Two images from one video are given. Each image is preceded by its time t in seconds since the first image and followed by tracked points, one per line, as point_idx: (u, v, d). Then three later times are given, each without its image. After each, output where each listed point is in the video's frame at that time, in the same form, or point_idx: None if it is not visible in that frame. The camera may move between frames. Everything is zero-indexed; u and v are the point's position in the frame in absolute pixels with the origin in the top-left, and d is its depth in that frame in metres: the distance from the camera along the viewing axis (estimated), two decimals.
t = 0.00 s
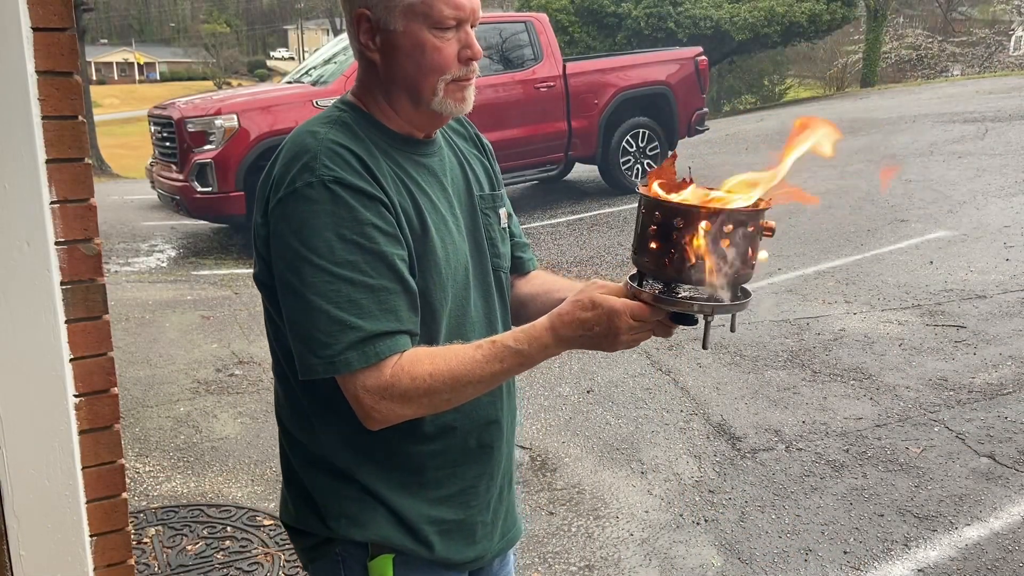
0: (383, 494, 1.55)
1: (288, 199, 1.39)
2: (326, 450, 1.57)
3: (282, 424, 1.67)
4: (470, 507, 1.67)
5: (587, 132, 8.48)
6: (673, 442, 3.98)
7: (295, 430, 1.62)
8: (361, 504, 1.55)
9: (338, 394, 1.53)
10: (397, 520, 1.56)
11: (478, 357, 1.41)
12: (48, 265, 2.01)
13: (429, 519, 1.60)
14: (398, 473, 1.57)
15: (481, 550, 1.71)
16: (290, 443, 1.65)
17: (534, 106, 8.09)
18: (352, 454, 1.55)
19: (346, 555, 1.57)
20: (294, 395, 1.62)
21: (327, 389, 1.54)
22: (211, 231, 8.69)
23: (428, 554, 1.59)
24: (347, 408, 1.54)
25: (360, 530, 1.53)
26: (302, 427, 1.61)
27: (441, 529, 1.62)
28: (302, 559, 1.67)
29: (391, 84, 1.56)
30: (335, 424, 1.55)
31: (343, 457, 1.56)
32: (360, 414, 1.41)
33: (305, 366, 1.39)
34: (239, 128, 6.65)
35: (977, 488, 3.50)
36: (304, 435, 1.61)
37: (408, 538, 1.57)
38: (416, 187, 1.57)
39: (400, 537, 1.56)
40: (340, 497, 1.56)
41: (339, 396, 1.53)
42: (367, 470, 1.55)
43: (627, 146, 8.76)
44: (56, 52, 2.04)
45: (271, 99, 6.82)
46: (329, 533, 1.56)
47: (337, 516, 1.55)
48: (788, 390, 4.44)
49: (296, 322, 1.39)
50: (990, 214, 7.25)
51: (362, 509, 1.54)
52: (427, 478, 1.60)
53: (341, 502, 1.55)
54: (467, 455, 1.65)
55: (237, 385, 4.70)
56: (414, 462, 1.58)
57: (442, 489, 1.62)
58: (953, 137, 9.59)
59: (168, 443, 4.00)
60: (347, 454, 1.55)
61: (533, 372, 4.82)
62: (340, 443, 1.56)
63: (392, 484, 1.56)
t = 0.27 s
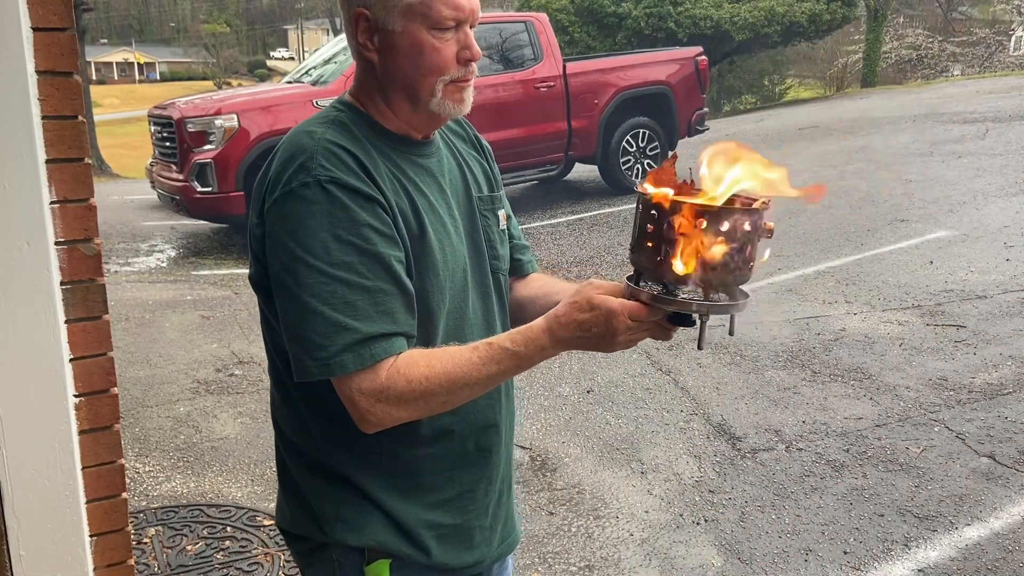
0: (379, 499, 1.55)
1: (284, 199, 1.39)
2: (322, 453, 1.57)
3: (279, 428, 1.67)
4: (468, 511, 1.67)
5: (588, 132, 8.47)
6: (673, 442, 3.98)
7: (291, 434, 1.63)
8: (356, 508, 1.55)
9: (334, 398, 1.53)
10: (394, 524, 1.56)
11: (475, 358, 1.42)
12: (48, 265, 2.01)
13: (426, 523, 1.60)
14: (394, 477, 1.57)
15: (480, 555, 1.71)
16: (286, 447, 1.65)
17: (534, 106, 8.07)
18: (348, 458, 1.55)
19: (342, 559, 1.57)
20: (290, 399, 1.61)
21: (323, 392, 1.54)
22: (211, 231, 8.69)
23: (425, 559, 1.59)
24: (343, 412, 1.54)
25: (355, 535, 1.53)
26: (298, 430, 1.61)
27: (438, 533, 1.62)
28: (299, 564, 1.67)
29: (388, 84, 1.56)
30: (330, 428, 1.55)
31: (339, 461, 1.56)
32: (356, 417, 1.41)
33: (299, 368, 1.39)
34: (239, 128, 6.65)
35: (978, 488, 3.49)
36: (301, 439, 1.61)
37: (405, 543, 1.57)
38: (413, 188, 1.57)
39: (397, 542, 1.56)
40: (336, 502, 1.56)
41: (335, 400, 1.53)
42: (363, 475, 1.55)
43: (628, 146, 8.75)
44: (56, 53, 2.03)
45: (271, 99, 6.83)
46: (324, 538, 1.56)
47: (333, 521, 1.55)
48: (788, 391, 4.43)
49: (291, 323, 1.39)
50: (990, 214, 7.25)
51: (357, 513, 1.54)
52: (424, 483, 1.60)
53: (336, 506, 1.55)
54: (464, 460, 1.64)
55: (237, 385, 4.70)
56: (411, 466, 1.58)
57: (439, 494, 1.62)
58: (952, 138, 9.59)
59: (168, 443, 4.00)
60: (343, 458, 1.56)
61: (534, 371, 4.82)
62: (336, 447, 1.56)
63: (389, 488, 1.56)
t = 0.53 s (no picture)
0: (375, 505, 1.54)
1: (281, 201, 1.38)
2: (318, 459, 1.57)
3: (274, 433, 1.67)
4: (464, 517, 1.67)
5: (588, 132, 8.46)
6: (673, 442, 3.98)
7: (286, 440, 1.62)
8: (352, 515, 1.55)
9: (330, 403, 1.53)
10: (389, 531, 1.56)
11: (473, 360, 1.42)
12: (48, 265, 2.00)
13: (422, 530, 1.60)
14: (390, 484, 1.57)
15: (476, 562, 1.70)
16: (281, 452, 1.65)
17: (534, 106, 8.06)
18: (344, 464, 1.55)
19: (339, 565, 1.57)
20: (287, 404, 1.61)
21: (319, 397, 1.54)
22: (211, 231, 8.69)
23: (421, 566, 1.59)
24: (339, 417, 1.53)
25: (350, 542, 1.53)
26: (294, 436, 1.61)
27: (434, 540, 1.62)
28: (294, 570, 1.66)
29: (387, 85, 1.56)
30: (326, 433, 1.55)
31: (334, 467, 1.55)
32: (353, 423, 1.40)
33: (295, 372, 1.38)
34: (239, 128, 6.65)
35: (978, 488, 3.49)
36: (296, 446, 1.61)
37: (400, 550, 1.56)
38: (410, 190, 1.57)
39: (392, 548, 1.55)
40: (332, 508, 1.56)
41: (332, 405, 1.53)
42: (359, 481, 1.55)
43: (628, 146, 8.74)
44: (56, 53, 2.03)
45: (272, 99, 6.82)
46: (319, 545, 1.56)
47: (328, 528, 1.55)
48: (788, 391, 4.43)
49: (287, 328, 1.38)
50: (990, 214, 7.25)
51: (352, 520, 1.54)
52: (421, 489, 1.60)
53: (332, 513, 1.55)
54: (460, 466, 1.64)
55: (237, 385, 4.70)
56: (407, 472, 1.57)
57: (436, 500, 1.62)
58: (952, 138, 9.59)
59: (168, 443, 4.01)
60: (338, 465, 1.55)
61: (533, 372, 4.82)
62: (332, 453, 1.55)
63: (385, 495, 1.56)
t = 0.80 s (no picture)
0: (369, 513, 1.54)
1: (278, 206, 1.37)
2: (312, 466, 1.56)
3: (267, 439, 1.66)
4: (460, 525, 1.67)
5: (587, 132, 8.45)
6: (673, 442, 3.98)
7: (279, 447, 1.62)
8: (346, 524, 1.54)
9: (325, 410, 1.52)
10: (384, 539, 1.56)
11: (473, 366, 1.41)
12: (48, 265, 2.00)
13: (417, 538, 1.59)
14: (385, 492, 1.56)
15: (471, 569, 1.70)
16: (274, 459, 1.64)
17: (533, 105, 8.05)
18: (338, 474, 1.54)
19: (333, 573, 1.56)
20: (280, 410, 1.60)
21: (313, 404, 1.53)
22: (211, 231, 8.69)
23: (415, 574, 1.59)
24: (334, 426, 1.53)
25: (345, 550, 1.53)
26: (287, 444, 1.60)
27: (429, 548, 1.62)
28: None
29: (385, 88, 1.56)
30: (320, 440, 1.54)
31: (328, 476, 1.55)
32: (351, 430, 1.40)
33: (293, 380, 1.37)
34: (239, 128, 6.65)
35: (977, 488, 3.49)
36: (289, 453, 1.60)
37: (395, 558, 1.56)
38: (408, 194, 1.56)
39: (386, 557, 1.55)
40: (326, 516, 1.55)
41: (327, 412, 1.52)
42: (354, 489, 1.54)
43: (628, 146, 8.74)
44: (56, 53, 2.03)
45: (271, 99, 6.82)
46: (313, 553, 1.56)
47: (322, 536, 1.55)
48: (788, 391, 4.43)
49: (284, 334, 1.37)
50: (990, 214, 7.25)
51: (347, 528, 1.54)
52: (416, 497, 1.59)
53: (326, 521, 1.55)
54: (455, 474, 1.64)
55: (237, 385, 4.70)
56: (402, 480, 1.57)
57: (431, 508, 1.62)
58: (952, 138, 9.59)
59: (168, 443, 4.01)
60: (332, 474, 1.55)
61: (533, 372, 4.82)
62: (327, 461, 1.55)
63: (381, 503, 1.56)
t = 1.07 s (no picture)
0: (364, 522, 1.54)
1: (277, 214, 1.36)
2: (305, 474, 1.55)
3: (259, 446, 1.65)
4: (454, 535, 1.67)
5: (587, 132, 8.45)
6: (673, 442, 3.98)
7: (271, 454, 1.61)
8: (339, 532, 1.54)
9: (320, 418, 1.51)
10: (378, 548, 1.56)
11: (475, 373, 1.42)
12: (48, 264, 2.01)
13: (411, 547, 1.59)
14: (379, 501, 1.56)
15: None
16: (266, 466, 1.63)
17: (533, 106, 8.05)
18: (331, 483, 1.54)
19: None
20: (273, 417, 1.59)
21: (308, 412, 1.52)
22: (211, 231, 8.70)
23: None
24: (328, 434, 1.52)
25: (337, 558, 1.52)
26: (280, 452, 1.59)
27: (423, 557, 1.62)
28: None
29: (384, 94, 1.56)
30: (314, 448, 1.54)
31: (322, 485, 1.54)
32: (351, 439, 1.39)
33: (292, 390, 1.36)
34: (239, 128, 6.65)
35: (978, 488, 3.49)
36: (280, 461, 1.59)
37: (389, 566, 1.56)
38: (406, 202, 1.56)
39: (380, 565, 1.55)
40: (318, 524, 1.54)
41: (321, 420, 1.52)
42: (348, 498, 1.54)
43: (628, 146, 8.69)
44: (56, 52, 2.03)
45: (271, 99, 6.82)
46: (305, 560, 1.55)
47: (314, 544, 1.54)
48: (788, 391, 4.43)
49: (282, 343, 1.36)
50: (990, 214, 7.25)
51: (340, 536, 1.53)
52: (410, 505, 1.59)
53: (319, 528, 1.54)
54: (450, 483, 1.64)
55: (237, 385, 4.70)
56: (397, 489, 1.57)
57: (425, 516, 1.62)
58: (952, 138, 9.60)
59: (168, 443, 4.01)
60: (325, 482, 1.54)
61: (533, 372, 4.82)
62: (321, 469, 1.54)
63: (375, 511, 1.56)
